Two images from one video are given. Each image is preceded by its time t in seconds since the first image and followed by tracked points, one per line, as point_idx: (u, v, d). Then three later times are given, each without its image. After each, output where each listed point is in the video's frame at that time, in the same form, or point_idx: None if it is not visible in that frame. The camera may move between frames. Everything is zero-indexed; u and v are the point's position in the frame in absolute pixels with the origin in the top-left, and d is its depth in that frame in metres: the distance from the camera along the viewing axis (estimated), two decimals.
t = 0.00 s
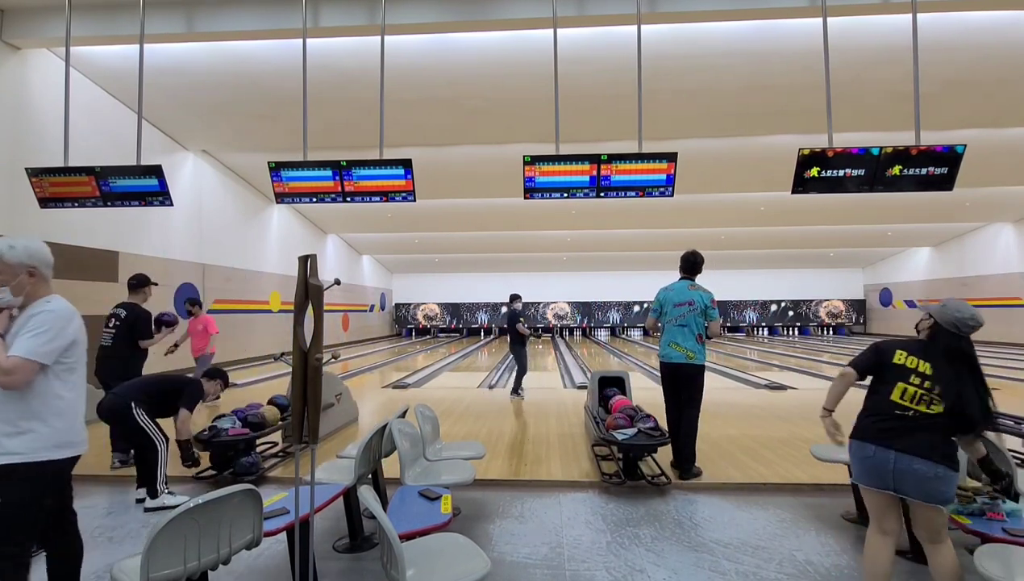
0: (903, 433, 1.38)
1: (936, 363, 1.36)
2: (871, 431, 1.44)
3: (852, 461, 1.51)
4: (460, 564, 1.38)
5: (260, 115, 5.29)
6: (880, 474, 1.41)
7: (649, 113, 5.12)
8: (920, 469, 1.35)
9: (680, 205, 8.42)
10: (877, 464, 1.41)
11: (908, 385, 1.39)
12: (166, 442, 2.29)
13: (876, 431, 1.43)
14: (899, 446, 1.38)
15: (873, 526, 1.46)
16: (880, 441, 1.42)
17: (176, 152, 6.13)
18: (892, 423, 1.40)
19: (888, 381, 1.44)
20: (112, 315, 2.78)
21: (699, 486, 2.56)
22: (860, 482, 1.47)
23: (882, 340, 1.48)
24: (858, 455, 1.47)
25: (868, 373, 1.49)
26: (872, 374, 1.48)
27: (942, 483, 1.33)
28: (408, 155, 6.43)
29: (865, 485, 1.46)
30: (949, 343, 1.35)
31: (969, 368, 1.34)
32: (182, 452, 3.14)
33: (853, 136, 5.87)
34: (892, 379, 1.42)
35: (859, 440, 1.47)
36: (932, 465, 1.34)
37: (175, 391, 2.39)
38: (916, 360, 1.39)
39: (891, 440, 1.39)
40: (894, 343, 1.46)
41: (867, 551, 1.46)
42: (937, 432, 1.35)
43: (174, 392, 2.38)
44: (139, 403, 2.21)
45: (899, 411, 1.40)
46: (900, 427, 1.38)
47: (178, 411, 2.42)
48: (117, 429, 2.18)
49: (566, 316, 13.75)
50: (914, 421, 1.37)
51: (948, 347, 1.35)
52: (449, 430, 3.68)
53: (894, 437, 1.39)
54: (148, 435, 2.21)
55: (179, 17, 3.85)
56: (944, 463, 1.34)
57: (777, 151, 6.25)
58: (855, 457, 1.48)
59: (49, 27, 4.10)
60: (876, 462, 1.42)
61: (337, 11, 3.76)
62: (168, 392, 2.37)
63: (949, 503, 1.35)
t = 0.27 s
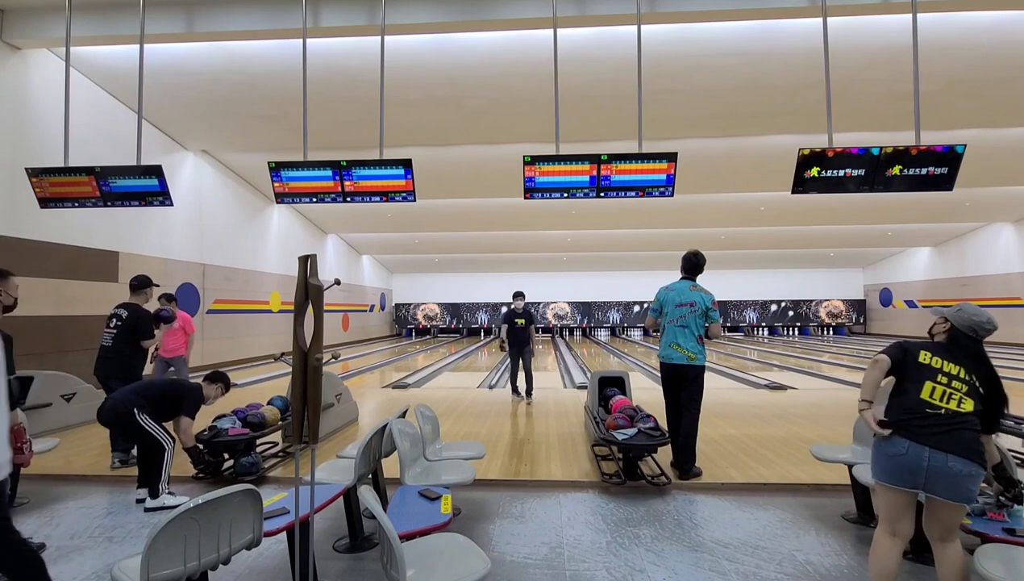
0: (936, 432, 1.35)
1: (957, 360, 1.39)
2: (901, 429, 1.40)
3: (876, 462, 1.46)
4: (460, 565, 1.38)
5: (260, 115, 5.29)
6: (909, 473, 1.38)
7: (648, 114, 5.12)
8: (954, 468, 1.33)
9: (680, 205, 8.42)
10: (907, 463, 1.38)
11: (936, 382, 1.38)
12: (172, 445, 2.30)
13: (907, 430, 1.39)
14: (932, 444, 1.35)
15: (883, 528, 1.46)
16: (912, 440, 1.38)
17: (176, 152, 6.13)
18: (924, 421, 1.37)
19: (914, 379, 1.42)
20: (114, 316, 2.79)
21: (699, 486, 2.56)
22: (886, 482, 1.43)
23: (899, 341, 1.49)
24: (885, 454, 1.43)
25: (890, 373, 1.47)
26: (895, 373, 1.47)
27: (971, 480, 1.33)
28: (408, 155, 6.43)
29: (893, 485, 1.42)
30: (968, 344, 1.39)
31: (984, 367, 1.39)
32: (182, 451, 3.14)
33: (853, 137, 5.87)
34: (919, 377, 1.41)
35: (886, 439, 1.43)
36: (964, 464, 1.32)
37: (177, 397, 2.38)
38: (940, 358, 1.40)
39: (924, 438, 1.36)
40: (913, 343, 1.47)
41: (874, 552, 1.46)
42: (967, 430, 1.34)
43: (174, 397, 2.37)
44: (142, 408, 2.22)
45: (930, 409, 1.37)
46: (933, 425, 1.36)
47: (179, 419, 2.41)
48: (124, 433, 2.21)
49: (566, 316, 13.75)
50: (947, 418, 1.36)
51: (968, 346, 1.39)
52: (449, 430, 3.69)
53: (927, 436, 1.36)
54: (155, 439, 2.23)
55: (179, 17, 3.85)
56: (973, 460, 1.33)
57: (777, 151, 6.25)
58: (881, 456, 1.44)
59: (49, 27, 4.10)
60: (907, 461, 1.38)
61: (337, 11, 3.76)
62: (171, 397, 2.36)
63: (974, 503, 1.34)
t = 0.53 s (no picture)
0: (944, 434, 1.35)
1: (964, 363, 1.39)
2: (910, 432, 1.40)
3: (882, 464, 1.46)
4: (460, 565, 1.38)
5: (260, 115, 5.29)
6: (917, 475, 1.37)
7: (648, 114, 5.12)
8: (961, 471, 1.32)
9: (680, 205, 8.42)
10: (915, 465, 1.37)
11: (943, 385, 1.38)
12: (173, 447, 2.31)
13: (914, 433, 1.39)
14: (941, 447, 1.34)
15: (887, 528, 1.46)
16: (920, 443, 1.37)
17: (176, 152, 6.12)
18: (930, 424, 1.37)
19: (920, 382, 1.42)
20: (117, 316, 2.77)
21: (699, 486, 2.56)
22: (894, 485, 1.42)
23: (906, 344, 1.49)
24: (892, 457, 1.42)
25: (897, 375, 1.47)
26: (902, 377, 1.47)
27: (978, 482, 1.32)
28: (408, 155, 6.43)
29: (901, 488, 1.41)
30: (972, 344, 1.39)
31: (991, 369, 1.38)
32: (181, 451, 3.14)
33: (853, 137, 5.87)
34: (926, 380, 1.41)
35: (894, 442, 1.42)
36: (971, 465, 1.32)
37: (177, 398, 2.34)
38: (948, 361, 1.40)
39: (932, 441, 1.36)
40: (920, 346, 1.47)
41: (877, 551, 1.46)
42: (975, 432, 1.34)
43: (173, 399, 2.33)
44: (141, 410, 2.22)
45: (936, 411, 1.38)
46: (941, 427, 1.35)
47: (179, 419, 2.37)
48: (125, 433, 2.23)
49: (566, 316, 13.75)
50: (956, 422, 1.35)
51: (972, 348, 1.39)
52: (449, 430, 3.68)
53: (937, 438, 1.35)
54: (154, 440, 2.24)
55: (179, 17, 3.85)
56: (981, 462, 1.33)
57: (777, 151, 6.25)
58: (887, 459, 1.43)
59: (49, 27, 4.10)
60: (915, 463, 1.37)
61: (337, 11, 3.76)
62: (170, 399, 2.33)
63: (978, 503, 1.34)
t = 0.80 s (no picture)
0: (945, 435, 1.35)
1: (967, 364, 1.38)
2: (912, 433, 1.39)
3: (882, 464, 1.45)
4: (460, 565, 1.38)
5: (260, 115, 5.29)
6: (919, 476, 1.37)
7: (648, 114, 5.12)
8: (964, 472, 1.32)
9: (680, 205, 8.42)
10: (918, 466, 1.36)
11: (943, 386, 1.38)
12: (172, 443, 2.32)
13: (916, 434, 1.39)
14: (942, 448, 1.34)
15: (886, 529, 1.46)
16: (923, 444, 1.37)
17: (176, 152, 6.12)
18: (932, 425, 1.37)
19: (921, 383, 1.42)
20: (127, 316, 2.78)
21: (699, 486, 2.56)
22: (895, 486, 1.41)
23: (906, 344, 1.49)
24: (893, 457, 1.41)
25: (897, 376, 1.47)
26: (903, 378, 1.46)
27: (981, 482, 1.32)
28: (408, 155, 6.43)
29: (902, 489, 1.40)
30: (973, 345, 1.39)
31: (992, 370, 1.38)
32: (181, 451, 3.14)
33: (853, 137, 5.87)
34: (926, 381, 1.41)
35: (895, 442, 1.42)
36: (973, 466, 1.32)
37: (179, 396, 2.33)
38: (949, 363, 1.40)
39: (933, 442, 1.36)
40: (921, 346, 1.46)
41: (876, 552, 1.46)
42: (977, 433, 1.34)
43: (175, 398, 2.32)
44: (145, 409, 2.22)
45: (938, 412, 1.37)
46: (943, 428, 1.35)
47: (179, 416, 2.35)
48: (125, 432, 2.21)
49: (566, 316, 13.75)
50: (957, 423, 1.35)
51: (975, 349, 1.38)
52: (449, 430, 3.68)
53: (938, 438, 1.35)
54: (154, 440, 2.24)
55: (179, 17, 3.85)
56: (983, 462, 1.33)
57: (776, 151, 6.25)
58: (889, 459, 1.42)
59: (49, 26, 4.10)
60: (918, 464, 1.36)
61: (336, 11, 3.76)
62: (172, 397, 2.31)
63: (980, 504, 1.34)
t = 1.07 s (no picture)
0: (944, 431, 1.35)
1: (961, 357, 1.38)
2: (912, 430, 1.39)
3: (881, 463, 1.45)
4: (460, 565, 1.38)
5: (259, 116, 5.29)
6: (920, 474, 1.36)
7: (648, 114, 5.12)
8: (965, 467, 1.32)
9: (680, 205, 8.42)
10: (919, 465, 1.36)
11: (938, 381, 1.38)
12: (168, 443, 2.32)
13: (915, 431, 1.38)
14: (942, 445, 1.34)
15: (883, 528, 1.46)
16: (922, 442, 1.37)
17: (176, 152, 6.12)
18: (931, 422, 1.36)
19: (917, 378, 1.42)
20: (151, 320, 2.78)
21: (699, 486, 2.56)
22: (896, 485, 1.41)
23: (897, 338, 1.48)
24: (893, 457, 1.41)
25: (892, 373, 1.46)
26: (897, 374, 1.46)
27: (982, 477, 1.33)
28: (408, 155, 6.43)
29: (904, 487, 1.40)
30: (966, 337, 1.39)
31: (989, 359, 1.37)
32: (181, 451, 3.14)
33: (853, 137, 5.87)
34: (921, 376, 1.41)
35: (895, 441, 1.42)
36: (973, 461, 1.33)
37: (178, 392, 2.35)
38: (943, 356, 1.39)
39: (933, 439, 1.36)
40: (913, 340, 1.46)
41: (874, 552, 1.46)
42: (975, 427, 1.34)
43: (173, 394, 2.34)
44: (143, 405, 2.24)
45: (936, 408, 1.37)
46: (941, 425, 1.35)
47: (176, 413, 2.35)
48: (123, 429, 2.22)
49: (566, 316, 13.75)
50: (955, 418, 1.35)
51: (969, 339, 1.38)
52: (449, 430, 3.68)
53: (937, 435, 1.35)
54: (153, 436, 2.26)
55: (179, 17, 3.85)
56: (983, 457, 1.33)
57: (776, 151, 6.25)
58: (889, 459, 1.42)
59: (49, 27, 4.10)
60: (919, 463, 1.36)
61: (337, 11, 3.76)
62: (170, 393, 2.33)
63: (983, 498, 1.34)
